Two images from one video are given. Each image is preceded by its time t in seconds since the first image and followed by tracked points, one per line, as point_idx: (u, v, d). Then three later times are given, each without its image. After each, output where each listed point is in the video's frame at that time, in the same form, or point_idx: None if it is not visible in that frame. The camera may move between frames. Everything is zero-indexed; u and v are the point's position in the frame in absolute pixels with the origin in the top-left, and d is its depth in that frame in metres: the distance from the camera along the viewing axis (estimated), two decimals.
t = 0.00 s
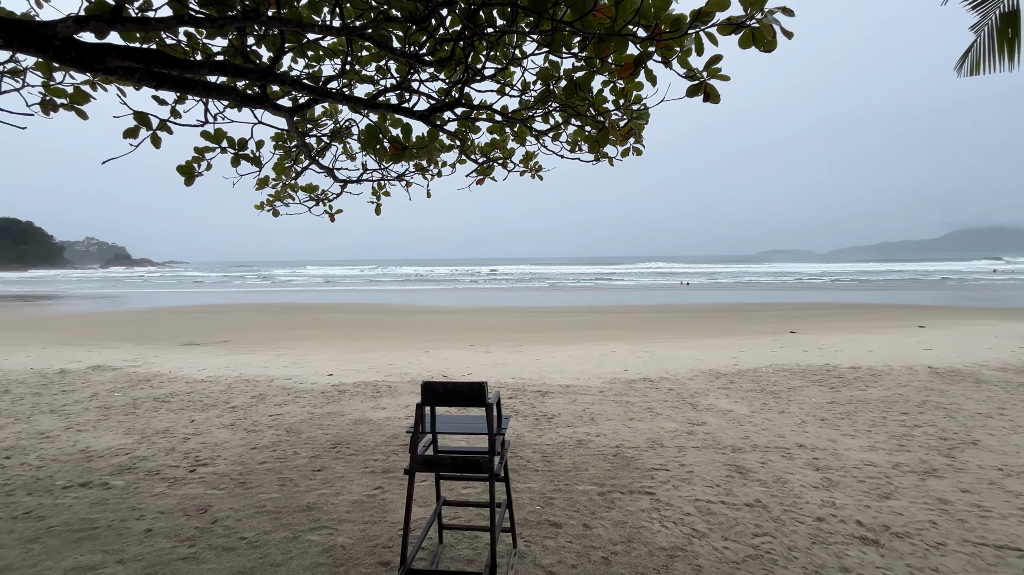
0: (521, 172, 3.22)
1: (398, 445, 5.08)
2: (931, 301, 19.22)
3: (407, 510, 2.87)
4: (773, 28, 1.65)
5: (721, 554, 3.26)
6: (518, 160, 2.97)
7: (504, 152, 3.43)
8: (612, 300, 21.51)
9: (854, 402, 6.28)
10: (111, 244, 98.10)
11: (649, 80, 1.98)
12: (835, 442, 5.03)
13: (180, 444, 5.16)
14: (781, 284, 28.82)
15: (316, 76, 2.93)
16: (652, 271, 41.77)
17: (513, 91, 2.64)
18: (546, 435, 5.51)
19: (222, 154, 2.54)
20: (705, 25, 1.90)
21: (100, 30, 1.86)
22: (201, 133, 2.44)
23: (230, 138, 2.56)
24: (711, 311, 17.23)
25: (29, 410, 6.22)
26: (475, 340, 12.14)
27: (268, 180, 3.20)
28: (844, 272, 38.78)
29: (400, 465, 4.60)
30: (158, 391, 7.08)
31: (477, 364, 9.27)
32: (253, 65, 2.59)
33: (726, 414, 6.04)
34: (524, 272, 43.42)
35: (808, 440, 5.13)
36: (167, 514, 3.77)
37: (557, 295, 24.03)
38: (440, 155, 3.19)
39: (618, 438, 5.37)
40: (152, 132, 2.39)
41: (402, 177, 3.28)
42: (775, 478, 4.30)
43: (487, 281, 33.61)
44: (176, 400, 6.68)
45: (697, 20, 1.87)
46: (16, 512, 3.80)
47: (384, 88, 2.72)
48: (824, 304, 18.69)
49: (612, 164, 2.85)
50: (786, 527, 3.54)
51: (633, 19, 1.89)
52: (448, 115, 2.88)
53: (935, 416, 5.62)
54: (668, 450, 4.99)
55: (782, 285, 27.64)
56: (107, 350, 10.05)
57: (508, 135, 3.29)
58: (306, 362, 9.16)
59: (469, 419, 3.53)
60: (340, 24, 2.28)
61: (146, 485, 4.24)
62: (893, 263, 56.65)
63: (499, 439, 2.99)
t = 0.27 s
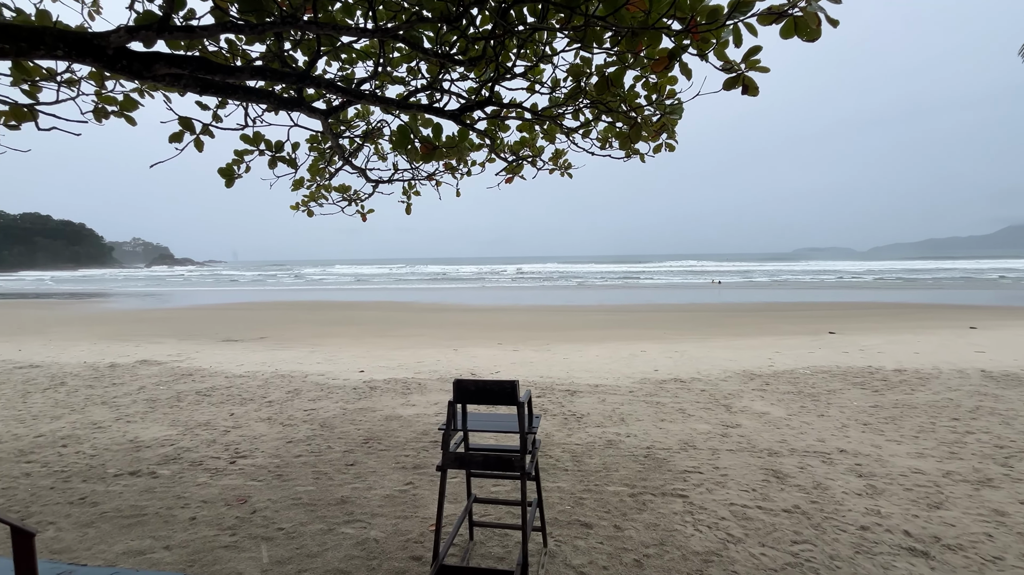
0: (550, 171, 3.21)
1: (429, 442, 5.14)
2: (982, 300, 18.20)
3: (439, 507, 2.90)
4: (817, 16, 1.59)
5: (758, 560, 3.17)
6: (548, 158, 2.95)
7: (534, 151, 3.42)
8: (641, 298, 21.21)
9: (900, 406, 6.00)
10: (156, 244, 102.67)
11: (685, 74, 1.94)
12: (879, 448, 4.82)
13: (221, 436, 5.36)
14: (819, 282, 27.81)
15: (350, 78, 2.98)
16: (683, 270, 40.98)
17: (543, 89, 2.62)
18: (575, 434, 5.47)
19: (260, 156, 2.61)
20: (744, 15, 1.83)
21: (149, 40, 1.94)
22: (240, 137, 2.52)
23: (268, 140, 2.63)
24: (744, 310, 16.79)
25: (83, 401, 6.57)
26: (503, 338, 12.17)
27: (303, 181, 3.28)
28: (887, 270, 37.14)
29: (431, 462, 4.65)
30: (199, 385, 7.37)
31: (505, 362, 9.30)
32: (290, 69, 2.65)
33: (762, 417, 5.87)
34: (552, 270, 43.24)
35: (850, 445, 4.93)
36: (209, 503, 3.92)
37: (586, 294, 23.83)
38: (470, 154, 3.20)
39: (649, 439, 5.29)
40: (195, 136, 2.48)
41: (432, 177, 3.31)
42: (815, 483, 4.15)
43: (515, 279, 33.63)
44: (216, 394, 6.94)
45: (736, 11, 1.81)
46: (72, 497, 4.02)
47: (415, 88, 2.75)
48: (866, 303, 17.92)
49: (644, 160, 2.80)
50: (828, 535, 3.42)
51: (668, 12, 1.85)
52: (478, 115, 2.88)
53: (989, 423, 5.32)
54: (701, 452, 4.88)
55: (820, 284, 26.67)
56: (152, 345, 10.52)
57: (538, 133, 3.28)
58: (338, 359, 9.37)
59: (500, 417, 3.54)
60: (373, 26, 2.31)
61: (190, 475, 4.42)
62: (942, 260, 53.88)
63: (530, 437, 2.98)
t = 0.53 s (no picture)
0: (580, 171, 3.18)
1: (457, 441, 5.18)
2: None
3: (471, 506, 2.91)
4: (864, 6, 1.52)
5: (797, 571, 3.07)
6: (578, 158, 2.93)
7: (563, 151, 3.40)
8: (670, 299, 20.85)
9: (948, 414, 5.71)
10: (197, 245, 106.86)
11: (721, 71, 1.89)
12: (926, 458, 4.60)
13: (257, 432, 5.53)
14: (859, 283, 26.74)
15: (382, 82, 3.03)
16: (714, 270, 40.07)
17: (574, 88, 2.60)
18: (604, 437, 5.41)
19: (297, 160, 2.68)
20: (785, 9, 1.78)
21: (195, 50, 2.01)
22: (278, 141, 2.59)
23: (303, 144, 2.70)
24: (779, 311, 16.31)
25: (130, 395, 6.89)
26: (530, 338, 12.15)
27: (336, 183, 3.35)
28: (933, 271, 35.42)
29: (460, 461, 4.68)
30: (237, 381, 7.62)
31: (533, 363, 9.28)
32: (325, 74, 2.71)
33: (798, 422, 5.68)
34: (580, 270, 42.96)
35: (894, 453, 4.72)
36: (248, 496, 4.05)
37: (614, 294, 23.57)
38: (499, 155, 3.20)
39: (680, 443, 5.19)
40: (235, 141, 2.57)
41: (462, 178, 3.33)
42: (857, 493, 3.99)
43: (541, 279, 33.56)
44: (253, 390, 7.17)
45: (776, 4, 1.75)
46: (121, 487, 4.22)
47: (446, 91, 2.77)
48: (910, 305, 17.14)
49: (676, 159, 2.75)
50: (871, 547, 3.28)
51: (704, 8, 1.81)
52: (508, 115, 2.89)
53: None
54: (735, 458, 4.76)
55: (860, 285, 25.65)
56: (193, 343, 10.95)
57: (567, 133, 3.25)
58: (369, 357, 9.54)
59: (530, 418, 3.53)
60: (406, 30, 2.34)
61: (229, 468, 4.58)
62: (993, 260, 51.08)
63: (561, 439, 2.97)
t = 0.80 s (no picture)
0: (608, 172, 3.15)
1: (483, 442, 5.20)
2: None
3: (499, 508, 2.91)
4: None
5: None
6: (606, 159, 2.90)
7: (590, 152, 3.37)
8: (698, 302, 20.46)
9: (997, 425, 5.42)
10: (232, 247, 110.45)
11: (757, 68, 1.84)
12: (974, 470, 4.38)
13: (289, 428, 5.67)
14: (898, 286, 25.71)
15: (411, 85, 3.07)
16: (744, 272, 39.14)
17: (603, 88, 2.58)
18: (632, 441, 5.34)
19: (328, 163, 2.74)
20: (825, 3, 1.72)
21: (234, 58, 2.07)
22: (310, 146, 2.65)
23: (334, 148, 2.75)
24: (812, 315, 15.81)
25: (169, 390, 7.16)
26: (555, 340, 12.10)
27: (366, 187, 3.41)
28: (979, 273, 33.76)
29: (486, 462, 4.69)
30: (269, 379, 7.83)
31: (558, 364, 9.24)
32: (357, 79, 2.76)
33: (835, 430, 5.49)
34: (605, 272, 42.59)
35: (939, 465, 4.51)
36: (280, 491, 4.16)
37: (640, 296, 23.28)
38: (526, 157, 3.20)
39: (710, 449, 5.08)
40: (270, 146, 2.64)
41: (489, 180, 3.34)
42: (899, 505, 3.83)
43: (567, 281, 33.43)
44: (284, 388, 7.35)
45: None
46: (161, 479, 4.39)
47: (474, 93, 2.78)
48: (954, 309, 16.36)
49: (707, 159, 2.69)
50: (915, 562, 3.14)
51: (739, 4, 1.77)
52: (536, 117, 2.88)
53: None
54: (768, 465, 4.63)
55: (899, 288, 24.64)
56: (228, 341, 11.31)
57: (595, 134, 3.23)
58: (396, 357, 9.67)
59: (558, 421, 3.51)
60: (435, 34, 2.37)
61: (263, 463, 4.70)
62: None
63: (591, 442, 2.94)
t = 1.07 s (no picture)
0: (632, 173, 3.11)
1: (505, 444, 5.19)
2: None
3: (523, 510, 2.90)
4: None
5: None
6: (631, 160, 2.87)
7: (615, 153, 3.34)
8: (723, 305, 20.06)
9: None
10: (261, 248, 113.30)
11: (790, 66, 1.79)
12: (1019, 484, 4.17)
13: (314, 427, 5.77)
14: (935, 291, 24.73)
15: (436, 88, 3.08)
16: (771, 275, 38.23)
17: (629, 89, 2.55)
18: (655, 446, 5.26)
19: (355, 167, 2.77)
20: None
21: (267, 64, 2.11)
22: (338, 149, 2.69)
23: (361, 151, 2.79)
24: (843, 319, 15.34)
25: (200, 388, 7.38)
26: (577, 343, 12.03)
27: (391, 190, 3.45)
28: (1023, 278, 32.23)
29: (508, 464, 4.69)
30: (295, 378, 7.98)
31: (580, 367, 9.18)
32: (384, 83, 2.80)
33: (868, 439, 5.30)
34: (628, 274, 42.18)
35: (981, 478, 4.31)
36: (306, 488, 4.23)
37: (663, 299, 22.97)
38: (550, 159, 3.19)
39: (737, 455, 4.96)
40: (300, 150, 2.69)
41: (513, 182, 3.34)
42: (938, 519, 3.67)
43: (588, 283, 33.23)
44: (310, 387, 7.48)
45: None
46: (193, 474, 4.52)
47: (499, 96, 2.79)
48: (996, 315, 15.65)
49: (736, 160, 2.63)
50: None
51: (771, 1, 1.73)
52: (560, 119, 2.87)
53: None
54: (798, 474, 4.50)
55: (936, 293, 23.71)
56: (255, 340, 11.58)
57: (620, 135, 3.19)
58: (418, 358, 9.75)
59: (582, 424, 3.48)
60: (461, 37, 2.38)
61: (290, 461, 4.80)
62: None
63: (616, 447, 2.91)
